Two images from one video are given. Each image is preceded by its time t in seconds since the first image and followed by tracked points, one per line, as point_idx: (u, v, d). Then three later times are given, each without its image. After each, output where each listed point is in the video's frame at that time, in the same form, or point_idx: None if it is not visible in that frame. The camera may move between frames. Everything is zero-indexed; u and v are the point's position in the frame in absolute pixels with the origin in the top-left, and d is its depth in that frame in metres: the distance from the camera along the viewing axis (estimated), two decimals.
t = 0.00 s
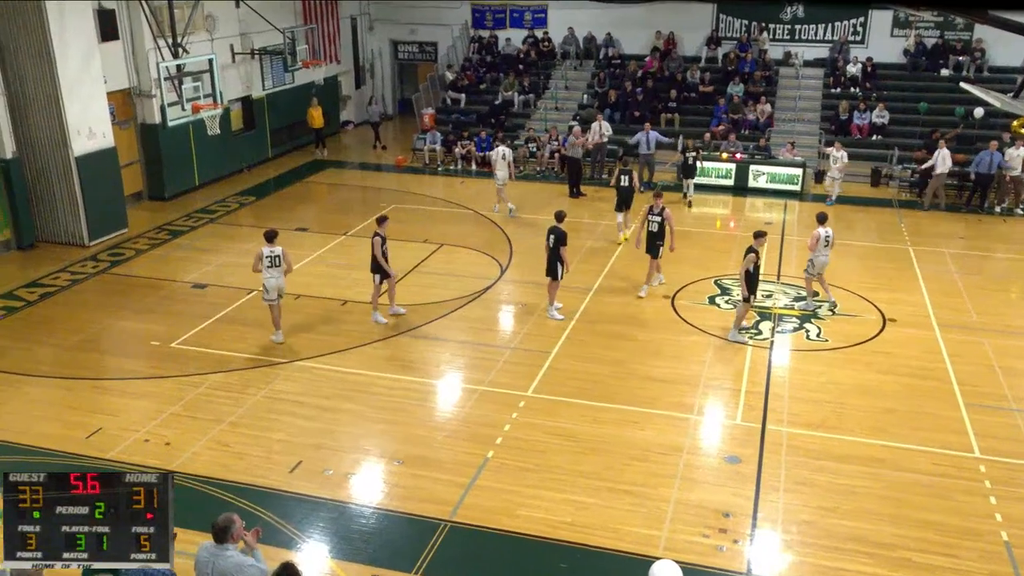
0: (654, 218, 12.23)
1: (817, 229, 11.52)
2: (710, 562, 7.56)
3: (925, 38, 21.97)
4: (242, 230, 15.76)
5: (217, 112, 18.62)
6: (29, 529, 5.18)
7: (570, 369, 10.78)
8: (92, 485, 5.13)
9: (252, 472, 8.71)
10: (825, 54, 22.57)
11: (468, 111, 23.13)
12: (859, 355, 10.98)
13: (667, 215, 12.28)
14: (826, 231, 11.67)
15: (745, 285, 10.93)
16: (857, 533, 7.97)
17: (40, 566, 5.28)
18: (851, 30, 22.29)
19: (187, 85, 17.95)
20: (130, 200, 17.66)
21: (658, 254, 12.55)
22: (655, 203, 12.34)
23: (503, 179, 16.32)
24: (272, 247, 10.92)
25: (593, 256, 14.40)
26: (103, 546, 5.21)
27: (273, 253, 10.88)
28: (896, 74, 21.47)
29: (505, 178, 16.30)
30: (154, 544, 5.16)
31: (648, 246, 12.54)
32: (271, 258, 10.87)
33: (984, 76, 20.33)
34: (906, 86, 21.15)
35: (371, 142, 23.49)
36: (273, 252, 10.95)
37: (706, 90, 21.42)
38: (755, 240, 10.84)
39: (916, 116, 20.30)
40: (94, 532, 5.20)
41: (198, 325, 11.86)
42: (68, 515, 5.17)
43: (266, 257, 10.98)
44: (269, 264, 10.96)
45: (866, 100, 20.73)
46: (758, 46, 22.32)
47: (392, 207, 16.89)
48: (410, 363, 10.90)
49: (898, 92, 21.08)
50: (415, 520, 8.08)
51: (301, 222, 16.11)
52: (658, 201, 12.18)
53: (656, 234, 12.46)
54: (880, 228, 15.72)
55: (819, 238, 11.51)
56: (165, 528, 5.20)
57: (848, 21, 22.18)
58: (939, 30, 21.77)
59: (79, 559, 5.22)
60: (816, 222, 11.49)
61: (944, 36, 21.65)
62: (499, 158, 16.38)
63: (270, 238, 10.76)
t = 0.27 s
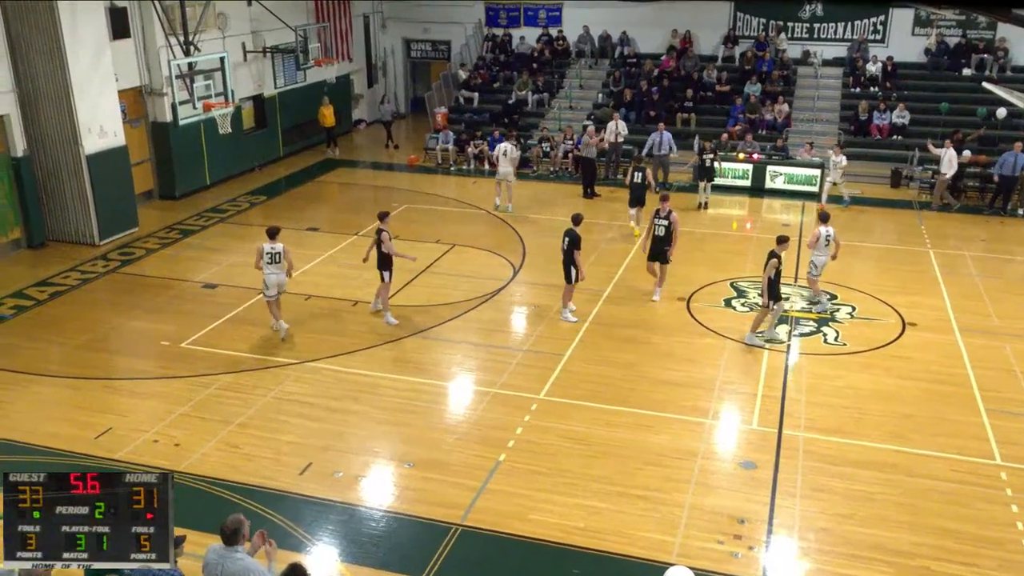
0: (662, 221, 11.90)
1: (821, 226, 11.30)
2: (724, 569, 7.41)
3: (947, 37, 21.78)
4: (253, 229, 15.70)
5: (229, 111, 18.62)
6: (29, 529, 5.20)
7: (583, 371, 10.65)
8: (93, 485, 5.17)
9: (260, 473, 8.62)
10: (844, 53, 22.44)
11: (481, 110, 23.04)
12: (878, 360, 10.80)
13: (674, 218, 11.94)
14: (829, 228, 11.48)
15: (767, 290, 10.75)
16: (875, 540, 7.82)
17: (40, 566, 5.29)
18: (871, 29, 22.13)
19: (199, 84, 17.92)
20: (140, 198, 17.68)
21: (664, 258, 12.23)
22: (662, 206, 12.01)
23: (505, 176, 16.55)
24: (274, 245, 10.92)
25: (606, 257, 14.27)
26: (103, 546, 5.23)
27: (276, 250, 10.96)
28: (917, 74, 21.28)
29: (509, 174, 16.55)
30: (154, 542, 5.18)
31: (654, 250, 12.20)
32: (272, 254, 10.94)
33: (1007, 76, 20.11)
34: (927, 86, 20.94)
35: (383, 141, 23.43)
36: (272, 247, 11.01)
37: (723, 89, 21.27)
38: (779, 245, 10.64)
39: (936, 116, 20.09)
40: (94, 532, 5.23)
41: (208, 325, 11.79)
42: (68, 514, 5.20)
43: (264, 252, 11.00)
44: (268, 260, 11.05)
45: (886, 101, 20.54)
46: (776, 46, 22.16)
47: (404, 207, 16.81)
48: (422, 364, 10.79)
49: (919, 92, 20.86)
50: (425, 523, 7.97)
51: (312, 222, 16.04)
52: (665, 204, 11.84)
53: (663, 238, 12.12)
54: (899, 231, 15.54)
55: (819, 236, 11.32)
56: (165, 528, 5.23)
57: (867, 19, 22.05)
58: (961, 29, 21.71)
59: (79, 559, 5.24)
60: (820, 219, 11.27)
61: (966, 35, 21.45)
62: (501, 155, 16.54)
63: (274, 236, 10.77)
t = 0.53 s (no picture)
0: (660, 228, 11.67)
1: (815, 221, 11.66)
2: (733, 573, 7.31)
3: (960, 36, 21.64)
4: (259, 229, 15.63)
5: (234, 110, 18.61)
6: (29, 529, 5.08)
7: (591, 373, 10.56)
8: (93, 485, 5.04)
9: (264, 475, 8.54)
10: (855, 51, 22.33)
11: (488, 109, 22.93)
12: (889, 362, 10.68)
13: (672, 226, 11.72)
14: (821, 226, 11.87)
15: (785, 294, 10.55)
16: (886, 545, 7.70)
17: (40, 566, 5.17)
18: (883, 28, 22.02)
19: (204, 82, 17.88)
20: (145, 197, 17.55)
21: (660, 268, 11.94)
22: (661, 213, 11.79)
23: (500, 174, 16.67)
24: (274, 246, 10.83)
25: (614, 258, 14.17)
26: (103, 546, 5.10)
27: (276, 251, 11.00)
28: (930, 73, 21.12)
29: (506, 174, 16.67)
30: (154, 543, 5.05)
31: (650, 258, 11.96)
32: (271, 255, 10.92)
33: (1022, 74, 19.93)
34: (940, 85, 20.77)
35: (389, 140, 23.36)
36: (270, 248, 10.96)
37: (733, 88, 21.15)
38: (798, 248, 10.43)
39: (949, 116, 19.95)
40: (94, 532, 5.10)
41: (212, 324, 11.72)
42: (68, 514, 5.07)
43: (260, 253, 10.93)
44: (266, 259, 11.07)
45: (899, 100, 20.41)
46: (787, 45, 22.04)
47: (411, 207, 16.70)
48: (428, 366, 10.71)
49: (932, 91, 20.70)
50: (430, 526, 7.87)
51: (317, 222, 15.98)
52: (664, 211, 11.61)
53: (660, 246, 11.88)
54: (911, 232, 15.41)
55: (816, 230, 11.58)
56: (165, 528, 5.09)
57: (879, 18, 21.94)
58: (975, 28, 21.52)
59: (79, 559, 5.12)
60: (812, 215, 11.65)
61: (980, 33, 21.29)
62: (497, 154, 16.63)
63: (275, 240, 10.70)
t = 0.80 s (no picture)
0: (653, 231, 11.41)
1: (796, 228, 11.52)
2: None
3: (965, 34, 21.60)
4: (260, 229, 15.58)
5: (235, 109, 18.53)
6: (29, 529, 5.09)
7: (593, 374, 10.51)
8: (93, 485, 5.05)
9: (265, 475, 8.49)
10: (860, 51, 22.31)
11: (491, 109, 22.91)
12: (894, 363, 10.62)
13: (666, 229, 11.42)
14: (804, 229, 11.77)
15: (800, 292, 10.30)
16: (891, 547, 7.65)
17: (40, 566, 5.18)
18: (888, 27, 22.01)
19: (204, 81, 17.83)
20: (146, 196, 17.50)
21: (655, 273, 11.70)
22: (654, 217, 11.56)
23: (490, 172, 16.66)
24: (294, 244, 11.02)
25: (617, 259, 14.11)
26: (103, 546, 5.11)
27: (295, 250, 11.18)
28: (935, 72, 21.05)
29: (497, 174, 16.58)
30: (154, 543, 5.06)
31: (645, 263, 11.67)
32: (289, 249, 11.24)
33: None
34: (945, 84, 20.70)
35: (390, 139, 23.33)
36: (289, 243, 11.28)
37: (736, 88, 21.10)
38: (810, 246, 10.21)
39: (954, 115, 19.91)
40: (94, 532, 5.10)
41: (213, 325, 11.67)
42: (68, 514, 5.08)
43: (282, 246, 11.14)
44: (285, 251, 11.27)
45: (903, 99, 20.37)
46: (791, 44, 21.99)
47: (414, 208, 16.62)
48: (431, 366, 10.65)
49: (937, 90, 20.65)
50: (431, 528, 7.82)
51: (318, 221, 15.94)
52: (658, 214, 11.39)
53: (654, 250, 11.59)
54: (915, 232, 15.35)
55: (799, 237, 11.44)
56: (165, 528, 5.10)
57: (884, 17, 21.99)
58: (980, 27, 21.48)
59: (79, 559, 5.13)
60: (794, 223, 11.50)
61: (985, 32, 21.24)
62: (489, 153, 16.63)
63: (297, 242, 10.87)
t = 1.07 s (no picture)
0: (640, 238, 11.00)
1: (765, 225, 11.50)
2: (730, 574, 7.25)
3: (957, 33, 21.67)
4: (253, 228, 15.54)
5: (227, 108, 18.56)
6: (29, 529, 5.14)
7: (587, 373, 10.50)
8: (93, 485, 5.11)
9: (258, 476, 8.46)
10: (853, 49, 22.34)
11: (484, 108, 22.89)
12: (887, 362, 10.64)
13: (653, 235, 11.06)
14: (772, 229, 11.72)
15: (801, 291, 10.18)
16: (885, 545, 7.66)
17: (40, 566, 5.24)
18: (880, 25, 22.08)
19: (196, 81, 17.86)
20: (137, 196, 17.45)
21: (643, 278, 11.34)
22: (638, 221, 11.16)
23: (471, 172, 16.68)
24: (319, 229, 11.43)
25: (610, 258, 14.11)
26: (103, 546, 5.17)
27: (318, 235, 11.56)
28: (927, 71, 21.09)
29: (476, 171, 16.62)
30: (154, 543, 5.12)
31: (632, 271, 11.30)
32: (314, 232, 11.68)
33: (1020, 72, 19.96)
34: (938, 83, 20.75)
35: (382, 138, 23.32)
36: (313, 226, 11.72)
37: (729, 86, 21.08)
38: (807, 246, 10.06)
39: (946, 113, 19.97)
40: (94, 532, 5.17)
41: (205, 325, 11.63)
42: (68, 514, 5.14)
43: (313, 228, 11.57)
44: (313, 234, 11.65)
45: (895, 97, 20.43)
46: (783, 42, 22.02)
47: (407, 207, 16.59)
48: (425, 366, 10.63)
49: (930, 89, 20.71)
50: (425, 528, 7.80)
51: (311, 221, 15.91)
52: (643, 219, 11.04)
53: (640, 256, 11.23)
54: (907, 231, 15.37)
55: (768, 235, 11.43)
56: (165, 528, 5.16)
57: (877, 15, 22.02)
58: (972, 25, 21.56)
59: (78, 559, 5.18)
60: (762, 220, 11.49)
61: (977, 31, 21.32)
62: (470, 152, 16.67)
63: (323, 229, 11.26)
